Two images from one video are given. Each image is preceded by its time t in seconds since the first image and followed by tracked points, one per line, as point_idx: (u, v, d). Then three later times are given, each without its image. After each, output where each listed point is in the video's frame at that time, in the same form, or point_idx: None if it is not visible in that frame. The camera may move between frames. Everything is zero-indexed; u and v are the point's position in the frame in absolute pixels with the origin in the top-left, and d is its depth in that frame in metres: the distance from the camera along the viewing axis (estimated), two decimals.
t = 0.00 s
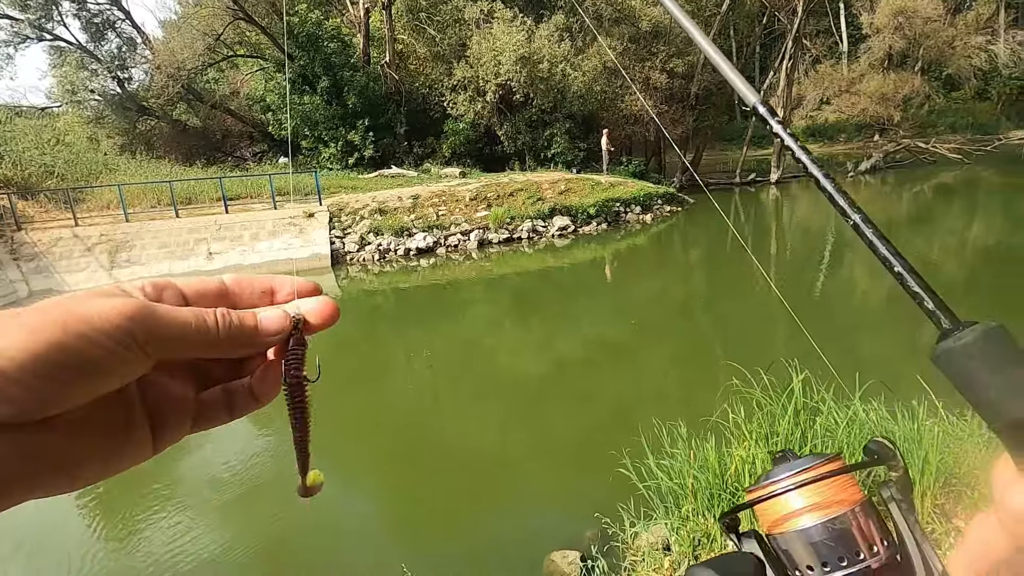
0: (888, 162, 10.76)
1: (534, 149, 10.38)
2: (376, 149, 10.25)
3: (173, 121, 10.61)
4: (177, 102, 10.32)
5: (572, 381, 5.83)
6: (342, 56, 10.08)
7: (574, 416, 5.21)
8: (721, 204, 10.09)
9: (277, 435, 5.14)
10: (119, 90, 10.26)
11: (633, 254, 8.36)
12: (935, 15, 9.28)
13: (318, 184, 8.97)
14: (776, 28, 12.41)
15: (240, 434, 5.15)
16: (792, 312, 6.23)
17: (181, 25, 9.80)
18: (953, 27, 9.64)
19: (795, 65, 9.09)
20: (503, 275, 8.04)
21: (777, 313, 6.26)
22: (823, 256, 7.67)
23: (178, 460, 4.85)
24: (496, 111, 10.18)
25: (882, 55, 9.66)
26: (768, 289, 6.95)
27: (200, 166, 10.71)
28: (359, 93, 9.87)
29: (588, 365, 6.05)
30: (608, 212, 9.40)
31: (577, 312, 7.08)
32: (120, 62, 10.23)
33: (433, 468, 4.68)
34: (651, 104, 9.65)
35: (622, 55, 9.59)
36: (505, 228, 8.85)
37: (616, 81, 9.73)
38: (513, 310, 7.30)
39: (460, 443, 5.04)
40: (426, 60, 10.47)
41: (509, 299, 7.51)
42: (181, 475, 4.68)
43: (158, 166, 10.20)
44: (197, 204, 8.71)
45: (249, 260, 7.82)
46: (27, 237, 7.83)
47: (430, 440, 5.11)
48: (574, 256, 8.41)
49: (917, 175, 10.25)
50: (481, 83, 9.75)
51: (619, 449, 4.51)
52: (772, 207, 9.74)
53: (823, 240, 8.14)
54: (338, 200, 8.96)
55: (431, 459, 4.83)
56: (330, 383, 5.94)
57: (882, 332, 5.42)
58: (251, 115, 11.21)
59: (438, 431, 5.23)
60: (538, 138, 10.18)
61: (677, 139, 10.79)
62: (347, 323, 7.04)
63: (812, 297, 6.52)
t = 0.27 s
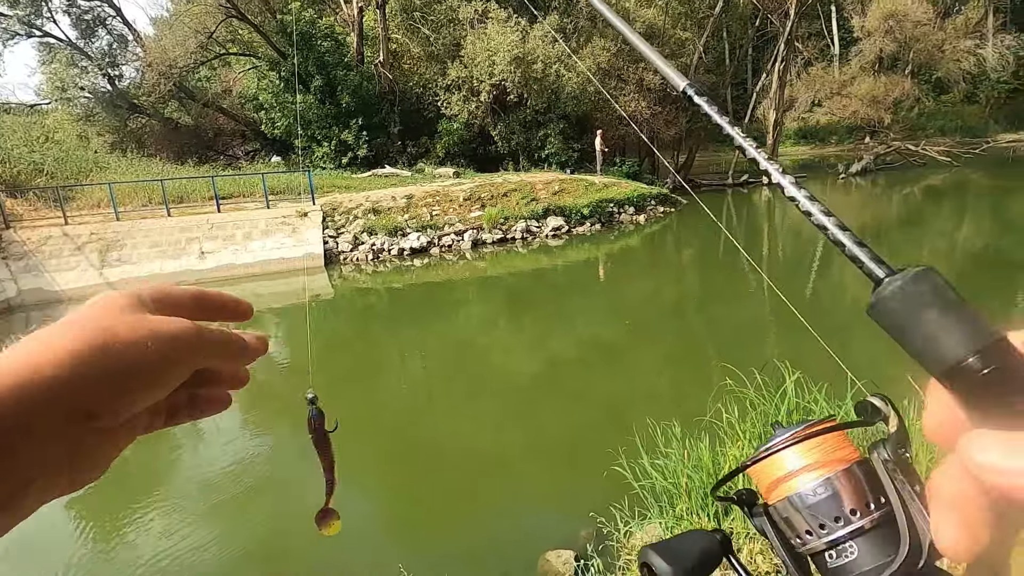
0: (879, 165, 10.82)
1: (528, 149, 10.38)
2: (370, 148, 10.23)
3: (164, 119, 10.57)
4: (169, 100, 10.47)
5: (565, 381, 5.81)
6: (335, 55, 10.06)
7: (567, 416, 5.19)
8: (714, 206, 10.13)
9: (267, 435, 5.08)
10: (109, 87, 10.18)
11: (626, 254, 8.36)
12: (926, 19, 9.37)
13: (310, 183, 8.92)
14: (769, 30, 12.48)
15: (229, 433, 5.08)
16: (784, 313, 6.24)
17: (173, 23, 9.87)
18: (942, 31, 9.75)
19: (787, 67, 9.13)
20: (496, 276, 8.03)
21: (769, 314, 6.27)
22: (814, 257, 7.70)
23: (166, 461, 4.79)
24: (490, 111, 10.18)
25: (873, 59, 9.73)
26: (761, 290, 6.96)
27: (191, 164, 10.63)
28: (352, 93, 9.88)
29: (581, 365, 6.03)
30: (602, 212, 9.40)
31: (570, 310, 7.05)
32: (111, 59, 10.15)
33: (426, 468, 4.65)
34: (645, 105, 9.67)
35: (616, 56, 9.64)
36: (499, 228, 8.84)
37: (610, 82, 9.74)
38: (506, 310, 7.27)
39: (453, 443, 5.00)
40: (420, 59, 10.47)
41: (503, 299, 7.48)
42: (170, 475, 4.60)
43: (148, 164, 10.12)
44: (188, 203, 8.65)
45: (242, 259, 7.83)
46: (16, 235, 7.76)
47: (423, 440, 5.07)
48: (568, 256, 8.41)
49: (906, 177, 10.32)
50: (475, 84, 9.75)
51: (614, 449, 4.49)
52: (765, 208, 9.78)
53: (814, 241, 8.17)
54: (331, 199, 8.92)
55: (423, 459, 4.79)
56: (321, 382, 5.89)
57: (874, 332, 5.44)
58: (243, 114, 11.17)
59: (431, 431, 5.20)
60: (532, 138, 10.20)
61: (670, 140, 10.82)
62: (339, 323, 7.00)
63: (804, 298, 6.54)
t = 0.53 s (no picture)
0: (870, 166, 10.89)
1: (523, 148, 10.41)
2: (363, 145, 10.17)
3: (156, 115, 10.49)
4: (160, 95, 10.33)
5: (561, 380, 5.79)
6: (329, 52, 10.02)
7: (563, 415, 5.17)
8: (707, 206, 10.17)
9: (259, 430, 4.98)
10: (100, 82, 10.07)
11: (620, 254, 8.38)
12: (917, 23, 9.49)
13: (304, 180, 8.87)
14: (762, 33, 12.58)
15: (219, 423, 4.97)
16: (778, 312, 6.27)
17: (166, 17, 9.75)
18: (933, 34, 9.85)
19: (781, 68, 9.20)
20: (490, 274, 8.02)
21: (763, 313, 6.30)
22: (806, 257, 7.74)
23: (154, 449, 4.67)
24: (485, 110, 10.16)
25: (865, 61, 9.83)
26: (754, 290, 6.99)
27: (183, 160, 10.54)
28: (346, 90, 9.98)
29: (577, 364, 6.02)
30: (596, 212, 9.42)
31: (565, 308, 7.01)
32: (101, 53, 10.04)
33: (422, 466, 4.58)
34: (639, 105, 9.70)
35: (612, 56, 9.65)
36: (493, 227, 8.83)
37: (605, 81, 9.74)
38: (501, 308, 7.26)
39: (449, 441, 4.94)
40: (415, 57, 10.45)
41: (497, 297, 7.47)
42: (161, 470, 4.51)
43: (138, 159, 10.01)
44: (180, 199, 8.58)
45: (235, 256, 7.88)
46: (6, 230, 7.67)
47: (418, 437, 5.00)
48: (562, 255, 8.41)
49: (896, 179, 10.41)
50: (470, 82, 9.73)
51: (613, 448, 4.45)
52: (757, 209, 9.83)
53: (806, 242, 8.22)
54: (325, 197, 8.87)
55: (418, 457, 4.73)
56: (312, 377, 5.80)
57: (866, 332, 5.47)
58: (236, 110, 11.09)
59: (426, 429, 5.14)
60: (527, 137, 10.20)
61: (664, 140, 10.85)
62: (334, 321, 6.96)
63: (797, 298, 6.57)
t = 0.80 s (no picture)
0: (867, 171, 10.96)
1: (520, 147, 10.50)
2: (362, 144, 10.16)
3: (155, 111, 10.47)
4: (159, 92, 10.30)
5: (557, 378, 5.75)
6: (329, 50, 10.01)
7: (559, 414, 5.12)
8: (704, 209, 10.18)
9: (254, 422, 4.85)
10: (98, 77, 10.03)
11: (618, 256, 8.38)
12: (915, 28, 9.57)
13: (303, 178, 8.85)
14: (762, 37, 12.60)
15: (216, 421, 4.91)
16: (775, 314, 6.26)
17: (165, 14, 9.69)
18: (930, 41, 9.94)
19: (779, 71, 9.23)
20: (489, 274, 8.01)
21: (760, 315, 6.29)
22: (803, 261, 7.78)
23: (151, 447, 4.62)
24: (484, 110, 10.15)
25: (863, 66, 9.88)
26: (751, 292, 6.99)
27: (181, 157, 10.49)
28: (346, 88, 9.99)
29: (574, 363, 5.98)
30: (595, 213, 9.43)
31: (563, 307, 7.00)
32: (100, 49, 10.00)
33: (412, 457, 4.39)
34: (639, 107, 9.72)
35: (611, 58, 9.68)
36: (492, 227, 8.83)
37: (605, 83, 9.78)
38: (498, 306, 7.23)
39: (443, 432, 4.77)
40: (415, 57, 10.45)
41: (495, 296, 7.44)
42: (155, 463, 4.39)
43: (136, 154, 9.94)
44: (178, 195, 8.53)
45: (233, 253, 7.87)
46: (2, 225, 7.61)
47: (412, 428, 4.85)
48: (561, 256, 8.40)
49: (893, 182, 10.43)
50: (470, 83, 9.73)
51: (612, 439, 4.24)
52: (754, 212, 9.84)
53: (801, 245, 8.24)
54: (324, 195, 8.85)
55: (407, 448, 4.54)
56: (309, 376, 5.76)
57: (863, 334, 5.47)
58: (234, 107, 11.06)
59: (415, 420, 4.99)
60: (526, 138, 10.20)
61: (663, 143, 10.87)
62: (332, 319, 6.93)
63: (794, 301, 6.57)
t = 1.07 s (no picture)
0: (863, 177, 11.03)
1: (521, 150, 10.40)
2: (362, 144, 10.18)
3: (153, 108, 10.50)
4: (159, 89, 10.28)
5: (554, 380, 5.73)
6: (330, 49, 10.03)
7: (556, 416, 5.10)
8: (701, 214, 10.20)
9: (249, 422, 4.82)
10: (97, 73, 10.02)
11: (615, 259, 8.38)
12: (912, 36, 9.65)
13: (302, 178, 8.85)
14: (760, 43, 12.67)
15: (212, 420, 4.88)
16: (771, 320, 6.27)
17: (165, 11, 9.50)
18: (927, 48, 10.01)
19: (777, 77, 9.29)
20: (487, 275, 8.02)
21: (756, 320, 6.30)
22: (798, 266, 7.82)
23: (146, 446, 4.59)
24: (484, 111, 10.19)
25: (861, 73, 9.95)
26: (747, 297, 7.00)
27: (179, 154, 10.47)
28: (347, 88, 9.73)
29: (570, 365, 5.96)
30: (593, 216, 9.45)
31: (561, 309, 6.99)
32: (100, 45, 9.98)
33: (404, 455, 4.29)
34: (638, 111, 9.75)
35: (611, 61, 9.73)
36: (490, 228, 8.83)
37: (605, 86, 9.78)
38: (495, 307, 7.21)
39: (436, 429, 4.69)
40: (415, 58, 10.48)
41: (492, 297, 7.42)
42: (150, 462, 4.35)
43: (133, 151, 9.91)
44: (175, 193, 8.50)
45: (231, 251, 7.85)
46: None
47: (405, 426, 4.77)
48: (559, 258, 8.41)
49: (889, 189, 10.49)
50: (470, 84, 9.76)
51: (608, 439, 4.16)
52: (751, 217, 9.86)
53: (798, 251, 8.25)
54: (322, 194, 8.84)
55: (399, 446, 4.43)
56: (306, 375, 5.74)
57: (859, 340, 5.48)
58: (233, 104, 11.03)
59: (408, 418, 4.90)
60: (525, 140, 10.23)
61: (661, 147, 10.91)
62: (329, 319, 6.91)
63: (791, 307, 6.58)
